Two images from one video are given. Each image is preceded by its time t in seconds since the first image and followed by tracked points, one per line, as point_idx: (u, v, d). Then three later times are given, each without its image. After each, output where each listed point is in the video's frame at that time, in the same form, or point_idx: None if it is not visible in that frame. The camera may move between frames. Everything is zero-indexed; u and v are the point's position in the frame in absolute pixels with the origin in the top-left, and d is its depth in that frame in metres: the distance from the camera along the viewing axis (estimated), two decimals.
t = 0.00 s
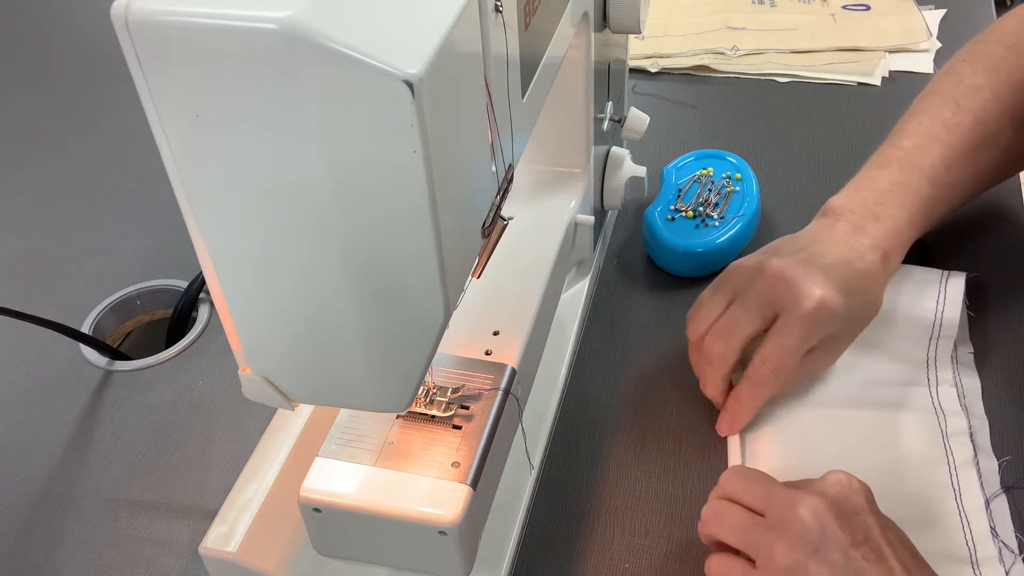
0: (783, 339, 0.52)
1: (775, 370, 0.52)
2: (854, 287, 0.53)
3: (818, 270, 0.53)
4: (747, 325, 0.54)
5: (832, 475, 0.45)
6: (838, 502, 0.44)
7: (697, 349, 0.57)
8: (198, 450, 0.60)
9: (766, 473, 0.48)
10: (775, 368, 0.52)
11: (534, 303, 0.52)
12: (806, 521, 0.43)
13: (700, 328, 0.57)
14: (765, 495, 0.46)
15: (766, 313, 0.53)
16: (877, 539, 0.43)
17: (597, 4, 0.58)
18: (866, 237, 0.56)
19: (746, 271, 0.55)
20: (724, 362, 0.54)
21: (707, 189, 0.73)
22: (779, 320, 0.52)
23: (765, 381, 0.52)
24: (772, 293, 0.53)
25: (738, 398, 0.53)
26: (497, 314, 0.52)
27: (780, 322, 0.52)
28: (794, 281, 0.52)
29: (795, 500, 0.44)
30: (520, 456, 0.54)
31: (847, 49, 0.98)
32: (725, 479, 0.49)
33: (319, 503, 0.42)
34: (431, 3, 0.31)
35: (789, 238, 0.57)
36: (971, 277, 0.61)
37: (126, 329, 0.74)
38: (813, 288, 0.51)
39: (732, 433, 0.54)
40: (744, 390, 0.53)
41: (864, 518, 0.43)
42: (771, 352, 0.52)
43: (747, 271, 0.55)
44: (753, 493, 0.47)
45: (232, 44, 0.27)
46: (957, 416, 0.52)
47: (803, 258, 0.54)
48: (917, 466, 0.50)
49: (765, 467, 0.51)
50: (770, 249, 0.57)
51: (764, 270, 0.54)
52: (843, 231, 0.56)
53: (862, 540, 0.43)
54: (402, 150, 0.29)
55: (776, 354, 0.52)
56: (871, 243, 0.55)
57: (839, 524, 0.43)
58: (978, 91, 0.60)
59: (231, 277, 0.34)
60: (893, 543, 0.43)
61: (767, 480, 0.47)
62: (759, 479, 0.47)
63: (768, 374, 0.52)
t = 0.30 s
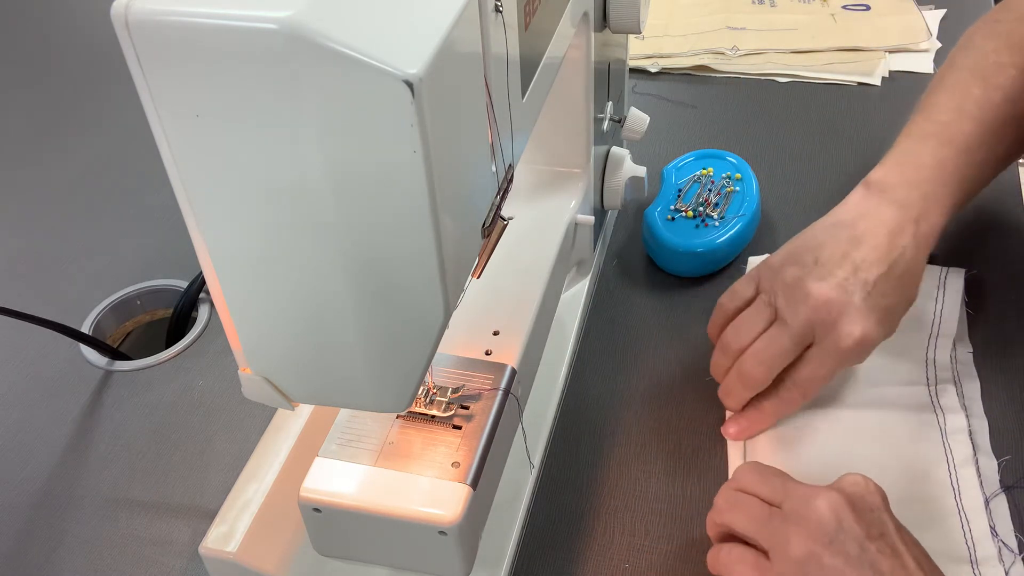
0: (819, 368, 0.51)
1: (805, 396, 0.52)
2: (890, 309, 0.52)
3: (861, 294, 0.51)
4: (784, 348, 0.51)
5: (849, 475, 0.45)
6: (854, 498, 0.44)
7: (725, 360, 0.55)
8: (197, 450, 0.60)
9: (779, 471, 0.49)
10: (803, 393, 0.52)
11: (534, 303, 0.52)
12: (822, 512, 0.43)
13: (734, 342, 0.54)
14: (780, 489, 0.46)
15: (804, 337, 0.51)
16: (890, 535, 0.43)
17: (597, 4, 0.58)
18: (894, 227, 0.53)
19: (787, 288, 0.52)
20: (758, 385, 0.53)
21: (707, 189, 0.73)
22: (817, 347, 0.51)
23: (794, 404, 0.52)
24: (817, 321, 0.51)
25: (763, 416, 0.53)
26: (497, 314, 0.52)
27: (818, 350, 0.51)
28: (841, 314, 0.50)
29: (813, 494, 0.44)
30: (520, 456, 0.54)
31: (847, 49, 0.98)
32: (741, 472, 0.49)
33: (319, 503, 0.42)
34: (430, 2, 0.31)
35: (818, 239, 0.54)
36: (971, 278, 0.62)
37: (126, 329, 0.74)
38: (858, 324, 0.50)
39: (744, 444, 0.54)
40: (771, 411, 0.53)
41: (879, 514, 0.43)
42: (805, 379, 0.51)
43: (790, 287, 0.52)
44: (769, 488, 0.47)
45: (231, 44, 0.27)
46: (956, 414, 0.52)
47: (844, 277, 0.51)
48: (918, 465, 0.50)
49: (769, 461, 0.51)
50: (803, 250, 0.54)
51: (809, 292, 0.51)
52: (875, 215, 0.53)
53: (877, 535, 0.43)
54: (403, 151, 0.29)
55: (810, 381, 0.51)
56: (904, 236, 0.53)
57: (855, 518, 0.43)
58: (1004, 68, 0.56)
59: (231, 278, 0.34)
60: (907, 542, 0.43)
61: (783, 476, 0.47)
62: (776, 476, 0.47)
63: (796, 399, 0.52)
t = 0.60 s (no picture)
0: (785, 399, 0.47)
1: (777, 432, 0.48)
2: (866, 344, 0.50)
3: (819, 323, 0.50)
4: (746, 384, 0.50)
5: (833, 486, 0.45)
6: (839, 513, 0.44)
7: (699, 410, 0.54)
8: (197, 450, 0.59)
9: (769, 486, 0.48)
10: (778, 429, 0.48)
11: (534, 303, 0.52)
12: (807, 532, 0.43)
13: (700, 388, 0.54)
14: (767, 507, 0.46)
15: (766, 371, 0.50)
16: (878, 546, 0.43)
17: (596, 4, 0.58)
18: (867, 281, 0.54)
19: (750, 325, 0.52)
20: (725, 423, 0.51)
21: (707, 189, 0.73)
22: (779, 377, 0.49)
23: (767, 443, 0.48)
24: (771, 351, 0.50)
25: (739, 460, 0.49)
26: (497, 314, 0.52)
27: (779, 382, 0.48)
28: (793, 337, 0.49)
29: (798, 513, 0.44)
30: (520, 456, 0.54)
31: (847, 49, 0.98)
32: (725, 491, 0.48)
33: (319, 503, 0.42)
34: (431, 2, 0.31)
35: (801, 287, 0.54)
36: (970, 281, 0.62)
37: (126, 329, 0.74)
38: (814, 346, 0.48)
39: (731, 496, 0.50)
40: (744, 452, 0.49)
41: (863, 527, 0.44)
42: (772, 414, 0.48)
43: (752, 324, 0.52)
44: (755, 505, 0.46)
45: (231, 44, 0.27)
46: (956, 415, 0.52)
47: (805, 312, 0.51)
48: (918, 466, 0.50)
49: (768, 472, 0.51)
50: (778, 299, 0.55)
51: (766, 323, 0.50)
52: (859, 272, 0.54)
53: (864, 549, 0.43)
54: (402, 151, 0.29)
55: (778, 414, 0.47)
56: (877, 288, 0.53)
57: (841, 533, 0.43)
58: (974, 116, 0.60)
59: (232, 278, 0.34)
60: (896, 550, 0.43)
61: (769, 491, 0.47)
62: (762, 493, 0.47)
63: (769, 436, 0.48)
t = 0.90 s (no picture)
0: (788, 409, 0.48)
1: (777, 442, 0.48)
2: (864, 354, 0.50)
3: (826, 334, 0.50)
4: (750, 392, 0.51)
5: (807, 538, 0.42)
6: (820, 568, 0.41)
7: (701, 416, 0.54)
8: (197, 450, 0.59)
9: (750, 551, 0.45)
10: (779, 440, 0.48)
11: (534, 303, 0.52)
12: None
13: (703, 395, 0.54)
14: None
15: (770, 381, 0.50)
16: None
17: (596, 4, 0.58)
18: (860, 290, 0.54)
19: (752, 334, 0.52)
20: (728, 432, 0.51)
21: (707, 189, 0.73)
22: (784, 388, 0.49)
23: (768, 453, 0.48)
24: (775, 359, 0.50)
25: (737, 466, 0.50)
26: (497, 314, 0.52)
27: (784, 391, 0.49)
28: (799, 347, 0.49)
29: None
30: (520, 455, 0.54)
31: (848, 49, 0.98)
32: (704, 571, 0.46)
33: (319, 503, 0.42)
34: (430, 2, 0.31)
35: (795, 292, 0.55)
36: (970, 283, 0.62)
37: (126, 329, 0.74)
38: (821, 358, 0.48)
39: (727, 499, 0.50)
40: (744, 459, 0.49)
41: None
42: (774, 423, 0.48)
43: (754, 333, 0.52)
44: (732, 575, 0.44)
45: (230, 44, 0.27)
46: (956, 415, 0.52)
47: (810, 321, 0.51)
48: (918, 466, 0.50)
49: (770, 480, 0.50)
50: (775, 303, 0.55)
51: (770, 333, 0.50)
52: (850, 276, 0.55)
53: None
54: (403, 150, 0.29)
55: (780, 424, 0.48)
56: (870, 297, 0.54)
57: None
58: (963, 119, 0.62)
59: (232, 277, 0.34)
60: None
61: (743, 560, 0.44)
62: (739, 561, 0.44)
63: (769, 446, 0.48)
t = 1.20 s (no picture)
0: (785, 409, 0.48)
1: (774, 442, 0.48)
2: (863, 357, 0.50)
3: (824, 336, 0.50)
4: (748, 392, 0.51)
5: (820, 518, 0.43)
6: (833, 545, 0.42)
7: (699, 415, 0.54)
8: (197, 450, 0.59)
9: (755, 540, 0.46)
10: (776, 440, 0.48)
11: (534, 303, 0.52)
12: (808, 569, 0.41)
13: (700, 394, 0.54)
14: (757, 557, 0.43)
15: (768, 381, 0.50)
16: None
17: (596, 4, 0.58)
18: (860, 294, 0.54)
19: (751, 335, 0.52)
20: (726, 432, 0.51)
21: (707, 189, 0.73)
22: (782, 389, 0.49)
23: (765, 453, 0.48)
24: (773, 360, 0.50)
25: (733, 465, 0.50)
26: (497, 314, 0.52)
27: (782, 392, 0.49)
28: (797, 349, 0.49)
29: (791, 554, 0.42)
30: (520, 455, 0.54)
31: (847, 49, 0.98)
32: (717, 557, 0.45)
33: (318, 502, 0.42)
34: (430, 2, 0.31)
35: (795, 295, 0.55)
36: (969, 283, 0.62)
37: (126, 329, 0.74)
38: (819, 360, 0.48)
39: (724, 497, 0.50)
40: (740, 458, 0.50)
41: (861, 559, 0.42)
42: (771, 424, 0.48)
43: (753, 333, 0.52)
44: (745, 558, 0.44)
45: (230, 44, 0.27)
46: (956, 416, 0.52)
47: (809, 322, 0.51)
48: (918, 466, 0.50)
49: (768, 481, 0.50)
50: (774, 305, 0.55)
51: (769, 334, 0.50)
52: (850, 280, 0.55)
53: None
54: (402, 151, 0.29)
55: (776, 424, 0.48)
56: (870, 301, 0.54)
57: (842, 568, 0.41)
58: (962, 123, 0.62)
59: (232, 278, 0.34)
60: None
61: (755, 546, 0.44)
62: (748, 548, 0.44)
63: (767, 446, 0.48)
